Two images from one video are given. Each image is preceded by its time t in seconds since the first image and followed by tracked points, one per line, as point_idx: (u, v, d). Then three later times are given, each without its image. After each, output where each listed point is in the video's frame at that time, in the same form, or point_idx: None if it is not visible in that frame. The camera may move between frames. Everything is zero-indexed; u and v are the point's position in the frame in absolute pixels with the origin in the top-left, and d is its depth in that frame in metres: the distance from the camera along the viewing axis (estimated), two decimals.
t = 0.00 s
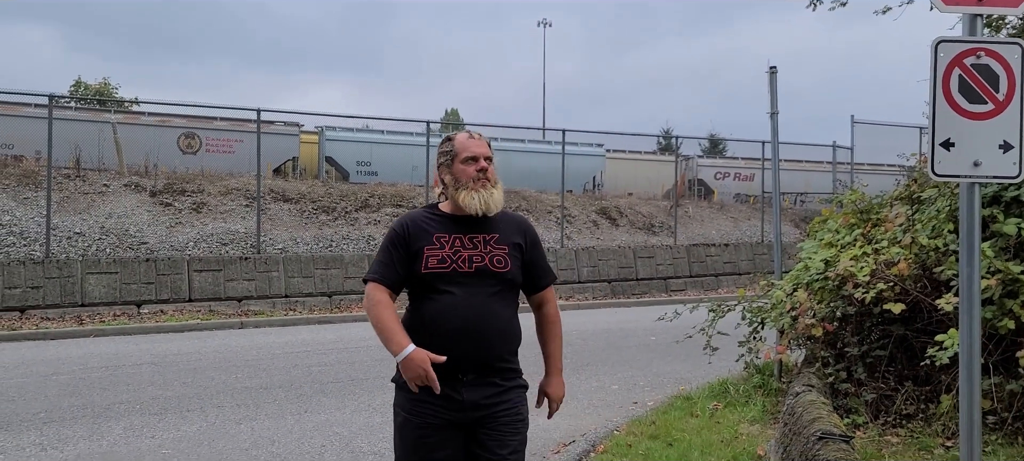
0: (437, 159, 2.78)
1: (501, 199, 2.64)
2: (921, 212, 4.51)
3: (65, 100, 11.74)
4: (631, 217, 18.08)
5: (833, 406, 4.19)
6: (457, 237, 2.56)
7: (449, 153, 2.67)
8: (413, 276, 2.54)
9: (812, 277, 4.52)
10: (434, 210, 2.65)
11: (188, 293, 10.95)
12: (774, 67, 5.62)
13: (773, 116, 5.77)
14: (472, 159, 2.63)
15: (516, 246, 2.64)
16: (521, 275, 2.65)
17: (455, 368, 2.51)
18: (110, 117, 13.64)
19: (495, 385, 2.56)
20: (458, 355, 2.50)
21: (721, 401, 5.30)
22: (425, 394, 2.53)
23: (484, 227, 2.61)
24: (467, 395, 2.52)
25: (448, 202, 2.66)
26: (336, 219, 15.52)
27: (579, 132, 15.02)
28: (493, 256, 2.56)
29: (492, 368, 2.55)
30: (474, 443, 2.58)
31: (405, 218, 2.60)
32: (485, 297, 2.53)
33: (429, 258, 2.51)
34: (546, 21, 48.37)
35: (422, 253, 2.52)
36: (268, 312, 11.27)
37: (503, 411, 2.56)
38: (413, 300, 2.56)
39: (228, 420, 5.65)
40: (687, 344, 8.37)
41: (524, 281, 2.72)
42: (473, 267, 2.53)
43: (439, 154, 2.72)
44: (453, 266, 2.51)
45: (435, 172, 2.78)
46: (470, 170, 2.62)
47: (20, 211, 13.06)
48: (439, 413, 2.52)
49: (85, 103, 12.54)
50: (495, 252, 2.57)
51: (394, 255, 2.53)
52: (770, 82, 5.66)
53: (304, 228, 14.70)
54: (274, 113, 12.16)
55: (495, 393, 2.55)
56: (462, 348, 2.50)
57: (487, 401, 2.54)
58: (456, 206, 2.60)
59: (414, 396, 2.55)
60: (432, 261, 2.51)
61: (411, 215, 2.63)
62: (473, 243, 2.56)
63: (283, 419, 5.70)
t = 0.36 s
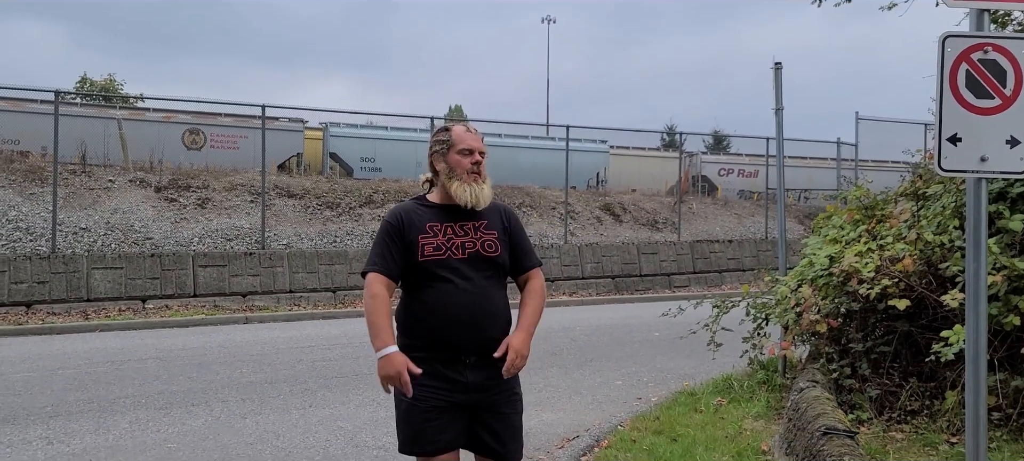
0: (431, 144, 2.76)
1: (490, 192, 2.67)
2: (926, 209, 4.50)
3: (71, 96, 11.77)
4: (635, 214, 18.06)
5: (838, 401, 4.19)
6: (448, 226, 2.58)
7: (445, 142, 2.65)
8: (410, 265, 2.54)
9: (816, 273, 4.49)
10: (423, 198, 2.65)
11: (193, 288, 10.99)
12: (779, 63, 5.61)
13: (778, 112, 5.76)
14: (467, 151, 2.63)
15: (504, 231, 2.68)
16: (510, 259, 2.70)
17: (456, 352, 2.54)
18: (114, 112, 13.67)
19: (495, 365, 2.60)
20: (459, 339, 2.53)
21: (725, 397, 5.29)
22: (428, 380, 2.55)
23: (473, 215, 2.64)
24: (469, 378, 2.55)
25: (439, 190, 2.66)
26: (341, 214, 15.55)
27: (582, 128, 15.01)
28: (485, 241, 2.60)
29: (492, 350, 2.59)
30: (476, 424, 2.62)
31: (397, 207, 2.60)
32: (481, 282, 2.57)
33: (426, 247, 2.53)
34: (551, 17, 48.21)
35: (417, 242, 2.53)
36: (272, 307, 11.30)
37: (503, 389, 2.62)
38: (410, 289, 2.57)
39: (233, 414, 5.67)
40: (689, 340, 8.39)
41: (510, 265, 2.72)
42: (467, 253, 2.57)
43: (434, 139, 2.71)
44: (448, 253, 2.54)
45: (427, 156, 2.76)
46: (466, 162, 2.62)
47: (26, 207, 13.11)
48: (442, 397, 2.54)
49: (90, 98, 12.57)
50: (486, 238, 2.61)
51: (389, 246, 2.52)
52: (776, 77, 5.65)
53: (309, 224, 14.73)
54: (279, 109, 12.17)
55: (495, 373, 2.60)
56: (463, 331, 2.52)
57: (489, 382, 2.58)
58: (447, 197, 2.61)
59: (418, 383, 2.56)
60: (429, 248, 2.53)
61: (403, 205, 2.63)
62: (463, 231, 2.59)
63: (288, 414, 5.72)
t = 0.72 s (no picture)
0: (440, 136, 2.78)
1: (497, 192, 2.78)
2: (927, 204, 4.49)
3: (72, 90, 11.75)
4: (636, 209, 18.01)
5: (839, 397, 4.19)
6: (464, 219, 2.65)
7: (465, 138, 2.69)
8: (431, 257, 2.57)
9: (817, 269, 4.48)
10: (434, 190, 2.68)
11: (194, 282, 11.00)
12: (780, 58, 5.59)
13: (779, 107, 5.74)
14: (486, 151, 2.71)
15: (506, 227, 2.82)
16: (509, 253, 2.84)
17: (474, 341, 2.62)
18: (115, 106, 13.65)
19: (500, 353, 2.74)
20: (478, 329, 2.62)
21: (726, 392, 5.29)
22: (447, 370, 2.59)
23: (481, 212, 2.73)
24: (484, 366, 2.65)
25: (452, 182, 2.71)
26: (342, 209, 15.53)
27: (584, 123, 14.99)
28: (495, 235, 2.72)
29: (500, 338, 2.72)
30: (479, 412, 2.72)
31: (414, 198, 2.60)
32: (495, 274, 2.68)
33: (449, 238, 2.57)
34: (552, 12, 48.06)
35: (440, 234, 2.57)
36: (274, 302, 11.31)
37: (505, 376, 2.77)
38: (427, 280, 2.59)
39: (234, 409, 5.68)
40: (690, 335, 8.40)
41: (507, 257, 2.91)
42: (483, 245, 2.66)
43: (450, 133, 2.73)
44: (468, 245, 2.61)
45: (435, 147, 2.77)
46: (484, 162, 2.70)
47: (27, 201, 13.08)
48: (460, 386, 2.61)
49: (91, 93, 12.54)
50: (495, 232, 2.73)
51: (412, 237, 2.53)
52: (777, 73, 5.64)
53: (310, 219, 14.71)
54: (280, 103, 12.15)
55: (500, 361, 2.73)
56: (481, 320, 2.62)
57: (497, 369, 2.72)
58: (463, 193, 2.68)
59: (435, 373, 2.59)
60: (451, 241, 2.58)
61: (416, 195, 2.63)
62: (477, 225, 2.68)
63: (289, 408, 5.72)
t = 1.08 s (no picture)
0: (459, 129, 2.78)
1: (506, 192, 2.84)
2: (931, 195, 4.47)
3: (73, 78, 11.72)
4: (638, 198, 17.94)
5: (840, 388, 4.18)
6: (477, 215, 2.69)
7: (486, 140, 2.72)
8: (448, 245, 2.59)
9: (820, 259, 4.47)
10: (449, 182, 2.70)
11: (196, 271, 11.00)
12: (784, 47, 5.54)
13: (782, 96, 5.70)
14: (503, 154, 2.76)
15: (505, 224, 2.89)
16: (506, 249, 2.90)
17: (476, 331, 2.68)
18: (117, 95, 13.61)
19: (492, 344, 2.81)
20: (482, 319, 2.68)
21: (728, 383, 5.29)
22: (450, 357, 2.63)
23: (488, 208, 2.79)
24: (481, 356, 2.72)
25: (464, 177, 2.74)
26: (344, 199, 15.48)
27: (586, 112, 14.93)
28: (500, 232, 2.78)
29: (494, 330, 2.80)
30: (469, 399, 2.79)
31: (436, 188, 2.61)
32: (497, 269, 2.75)
33: (466, 230, 2.61)
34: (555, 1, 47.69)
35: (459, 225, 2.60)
36: (275, 291, 11.32)
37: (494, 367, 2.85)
38: (441, 267, 2.61)
39: (235, 398, 5.67)
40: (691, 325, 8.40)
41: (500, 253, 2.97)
42: (491, 241, 2.71)
43: (471, 130, 2.74)
44: (481, 238, 2.66)
45: (454, 140, 2.77)
46: (500, 165, 2.75)
47: (28, 188, 13.05)
48: (460, 374, 2.66)
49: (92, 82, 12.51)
50: (500, 228, 2.79)
51: (435, 224, 2.55)
52: (780, 62, 5.59)
53: (312, 208, 14.67)
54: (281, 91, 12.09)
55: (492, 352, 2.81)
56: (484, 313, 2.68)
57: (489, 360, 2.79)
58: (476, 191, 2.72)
59: (437, 359, 2.62)
60: (467, 235, 2.62)
61: (436, 185, 2.63)
62: (486, 221, 2.73)
63: (290, 398, 5.73)
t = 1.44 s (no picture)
0: (442, 134, 2.79)
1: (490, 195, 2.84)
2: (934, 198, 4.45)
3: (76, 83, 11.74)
4: (641, 201, 17.87)
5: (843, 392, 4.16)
6: (463, 216, 2.69)
7: (469, 142, 2.72)
8: (435, 245, 2.59)
9: (823, 262, 4.45)
10: (434, 184, 2.70)
11: (199, 275, 11.00)
12: (785, 51, 5.54)
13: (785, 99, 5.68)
14: (486, 157, 2.76)
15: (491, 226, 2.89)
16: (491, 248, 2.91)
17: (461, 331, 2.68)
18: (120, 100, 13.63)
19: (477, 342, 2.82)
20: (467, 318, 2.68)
21: (731, 387, 5.26)
22: (435, 357, 2.63)
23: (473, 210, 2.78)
24: (466, 354, 2.72)
25: (448, 180, 2.74)
26: (347, 203, 15.45)
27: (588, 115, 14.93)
28: (484, 232, 2.78)
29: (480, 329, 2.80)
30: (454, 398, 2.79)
31: (422, 189, 2.60)
32: (482, 267, 2.75)
33: (453, 230, 2.61)
34: (557, 5, 47.75)
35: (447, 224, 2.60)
36: (277, 294, 11.33)
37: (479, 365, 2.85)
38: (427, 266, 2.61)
39: (236, 403, 5.66)
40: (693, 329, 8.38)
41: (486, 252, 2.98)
42: (477, 241, 2.72)
43: (454, 134, 2.75)
44: (467, 238, 2.66)
45: (437, 144, 2.78)
46: (484, 167, 2.75)
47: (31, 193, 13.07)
48: (446, 373, 2.66)
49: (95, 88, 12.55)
50: (485, 228, 2.79)
51: (423, 224, 2.54)
52: (782, 65, 5.58)
53: (314, 212, 14.65)
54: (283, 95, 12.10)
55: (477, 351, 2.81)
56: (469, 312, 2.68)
57: (474, 358, 2.79)
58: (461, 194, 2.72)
59: (423, 359, 2.62)
60: (455, 234, 2.62)
61: (422, 186, 2.63)
62: (471, 223, 2.73)
63: (291, 403, 5.71)
